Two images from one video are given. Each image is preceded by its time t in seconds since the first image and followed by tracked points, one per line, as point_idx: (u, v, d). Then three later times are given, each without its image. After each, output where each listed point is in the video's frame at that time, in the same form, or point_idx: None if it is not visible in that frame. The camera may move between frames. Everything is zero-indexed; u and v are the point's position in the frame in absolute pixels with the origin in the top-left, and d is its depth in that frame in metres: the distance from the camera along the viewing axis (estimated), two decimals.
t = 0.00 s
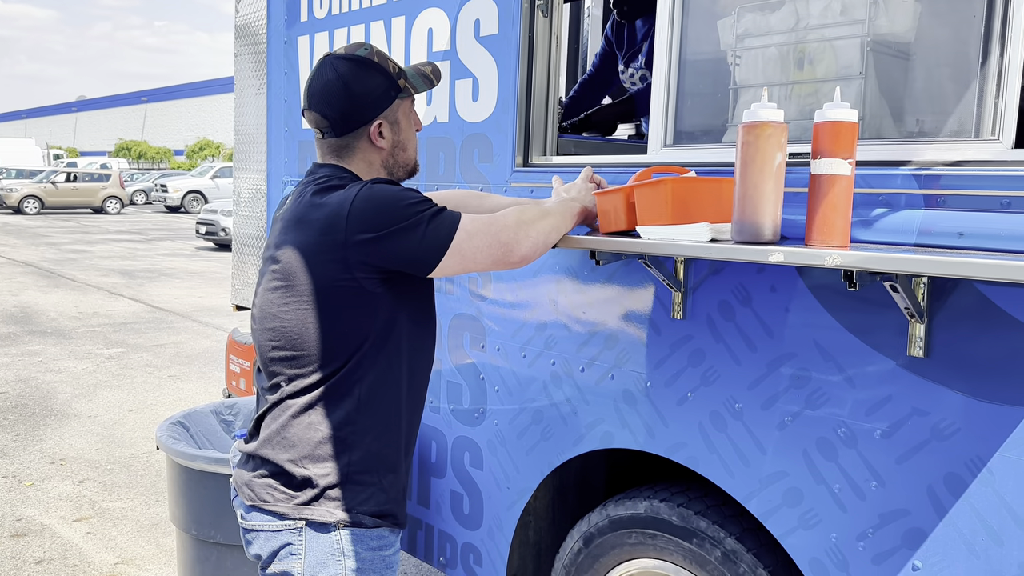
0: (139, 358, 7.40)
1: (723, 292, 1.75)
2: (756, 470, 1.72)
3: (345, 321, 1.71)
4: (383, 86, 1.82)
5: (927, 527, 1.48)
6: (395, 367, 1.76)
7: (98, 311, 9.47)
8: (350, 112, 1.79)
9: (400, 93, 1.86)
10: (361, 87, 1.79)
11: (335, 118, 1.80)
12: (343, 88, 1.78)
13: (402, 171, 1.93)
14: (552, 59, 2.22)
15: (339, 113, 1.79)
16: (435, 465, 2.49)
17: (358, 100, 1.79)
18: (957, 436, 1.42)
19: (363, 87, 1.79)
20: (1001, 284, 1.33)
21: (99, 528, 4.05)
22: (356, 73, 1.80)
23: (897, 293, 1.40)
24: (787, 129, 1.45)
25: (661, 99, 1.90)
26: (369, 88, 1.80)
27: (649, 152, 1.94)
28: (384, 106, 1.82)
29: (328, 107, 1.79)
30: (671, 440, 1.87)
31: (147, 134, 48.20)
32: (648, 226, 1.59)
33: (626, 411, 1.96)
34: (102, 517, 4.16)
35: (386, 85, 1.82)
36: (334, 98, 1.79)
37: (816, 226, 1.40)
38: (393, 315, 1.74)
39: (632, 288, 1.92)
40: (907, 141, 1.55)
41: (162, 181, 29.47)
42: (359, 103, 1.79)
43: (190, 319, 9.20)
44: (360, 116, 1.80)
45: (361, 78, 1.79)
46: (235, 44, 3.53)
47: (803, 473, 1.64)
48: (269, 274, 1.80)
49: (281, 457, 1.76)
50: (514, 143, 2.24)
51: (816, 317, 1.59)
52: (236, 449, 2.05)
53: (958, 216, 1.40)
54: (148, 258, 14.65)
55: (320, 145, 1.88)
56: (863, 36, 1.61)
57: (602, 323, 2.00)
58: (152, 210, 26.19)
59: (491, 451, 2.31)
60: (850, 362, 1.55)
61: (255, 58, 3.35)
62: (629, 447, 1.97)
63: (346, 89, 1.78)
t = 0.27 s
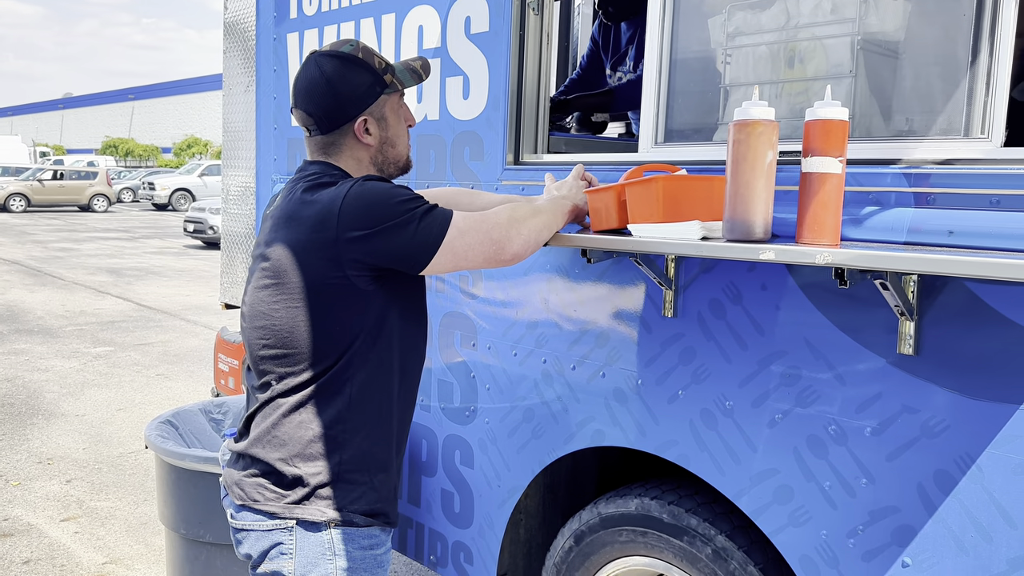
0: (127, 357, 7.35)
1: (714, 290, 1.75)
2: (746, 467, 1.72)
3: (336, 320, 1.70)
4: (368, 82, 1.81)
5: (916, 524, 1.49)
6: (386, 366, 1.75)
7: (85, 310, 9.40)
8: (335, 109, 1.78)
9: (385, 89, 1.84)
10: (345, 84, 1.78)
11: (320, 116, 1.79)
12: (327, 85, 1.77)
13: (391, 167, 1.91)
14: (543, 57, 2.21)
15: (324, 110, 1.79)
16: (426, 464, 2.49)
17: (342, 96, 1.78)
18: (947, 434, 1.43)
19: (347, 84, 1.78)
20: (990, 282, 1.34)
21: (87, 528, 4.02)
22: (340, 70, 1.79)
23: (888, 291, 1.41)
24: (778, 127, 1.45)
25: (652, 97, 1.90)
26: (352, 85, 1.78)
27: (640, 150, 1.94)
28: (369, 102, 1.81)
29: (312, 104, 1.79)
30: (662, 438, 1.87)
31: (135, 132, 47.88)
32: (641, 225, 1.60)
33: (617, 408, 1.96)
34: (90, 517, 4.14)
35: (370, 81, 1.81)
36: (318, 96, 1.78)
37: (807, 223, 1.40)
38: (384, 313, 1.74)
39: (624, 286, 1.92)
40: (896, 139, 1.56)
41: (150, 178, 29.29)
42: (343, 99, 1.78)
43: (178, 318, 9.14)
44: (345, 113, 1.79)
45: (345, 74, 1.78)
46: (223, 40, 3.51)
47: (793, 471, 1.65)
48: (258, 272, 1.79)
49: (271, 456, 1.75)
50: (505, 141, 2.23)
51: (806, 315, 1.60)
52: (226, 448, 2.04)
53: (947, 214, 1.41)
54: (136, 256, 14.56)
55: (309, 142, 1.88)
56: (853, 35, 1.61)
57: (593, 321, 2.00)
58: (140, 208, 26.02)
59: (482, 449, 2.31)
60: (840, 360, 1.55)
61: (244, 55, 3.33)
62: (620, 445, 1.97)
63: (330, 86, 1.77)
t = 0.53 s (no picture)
0: (119, 356, 7.32)
1: (707, 289, 1.75)
2: (739, 466, 1.73)
3: (329, 319, 1.70)
4: (362, 80, 1.80)
5: (909, 521, 1.49)
6: (379, 365, 1.75)
7: (77, 309, 9.36)
8: (328, 108, 1.78)
9: (378, 87, 1.84)
10: (338, 82, 1.77)
11: (313, 114, 1.79)
12: (320, 83, 1.76)
13: (384, 165, 1.92)
14: (536, 56, 2.21)
15: (318, 109, 1.78)
16: (419, 463, 2.48)
17: (335, 95, 1.77)
18: (939, 432, 1.44)
19: (340, 82, 1.77)
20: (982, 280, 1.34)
21: (79, 528, 4.00)
22: (333, 68, 1.78)
23: (880, 289, 1.41)
24: (771, 125, 1.44)
25: (645, 95, 1.90)
26: (345, 83, 1.78)
27: (634, 149, 1.93)
28: (362, 101, 1.81)
29: (305, 103, 1.78)
30: (655, 437, 1.87)
31: (127, 130, 47.67)
32: (634, 223, 1.60)
33: (611, 407, 1.96)
34: (82, 517, 4.11)
35: (363, 79, 1.81)
36: (311, 94, 1.77)
37: (799, 222, 1.41)
38: (377, 312, 1.73)
39: (617, 284, 1.92)
40: (889, 138, 1.56)
41: (142, 177, 29.17)
42: (336, 98, 1.77)
43: (170, 317, 9.11)
44: (338, 111, 1.79)
45: (338, 72, 1.77)
46: (215, 38, 3.49)
47: (786, 469, 1.65)
48: (251, 271, 1.78)
49: (263, 456, 1.74)
50: (499, 139, 2.23)
51: (799, 314, 1.60)
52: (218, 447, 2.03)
53: (940, 213, 1.41)
54: (128, 255, 14.50)
55: (301, 140, 1.87)
56: (846, 34, 1.61)
57: (586, 320, 2.00)
58: (132, 207, 25.91)
59: (475, 448, 2.30)
60: (832, 358, 1.56)
61: (236, 54, 3.31)
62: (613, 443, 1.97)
63: (323, 84, 1.76)
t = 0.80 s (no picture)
0: (115, 357, 7.30)
1: (702, 289, 1.75)
2: (734, 465, 1.73)
3: (324, 320, 1.69)
4: (365, 83, 1.80)
5: (903, 521, 1.50)
6: (374, 366, 1.74)
7: (72, 309, 9.34)
8: (331, 109, 1.77)
9: (380, 89, 1.84)
10: (342, 84, 1.77)
11: (316, 116, 1.77)
12: (324, 85, 1.75)
13: (382, 167, 1.92)
14: (531, 55, 2.21)
15: (320, 111, 1.77)
16: (415, 463, 2.48)
17: (339, 97, 1.77)
18: (933, 431, 1.44)
19: (345, 84, 1.77)
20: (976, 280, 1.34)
21: (74, 529, 3.99)
22: (336, 69, 1.77)
23: (874, 289, 1.42)
24: (765, 125, 1.45)
25: (640, 95, 1.90)
26: (350, 85, 1.77)
27: (629, 149, 1.93)
28: (365, 103, 1.81)
29: (308, 104, 1.77)
30: (650, 436, 1.87)
31: (122, 129, 47.55)
32: (628, 222, 1.59)
33: (606, 407, 1.96)
34: (77, 517, 4.10)
35: (367, 81, 1.81)
36: (314, 96, 1.76)
37: (793, 221, 1.40)
38: (372, 314, 1.73)
39: (612, 284, 1.92)
40: (883, 138, 1.56)
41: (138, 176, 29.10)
42: (340, 100, 1.77)
43: (166, 317, 9.09)
44: (341, 113, 1.78)
45: (342, 74, 1.77)
46: (210, 37, 3.48)
47: (781, 469, 1.65)
48: (245, 271, 1.77)
49: (258, 457, 1.74)
50: (494, 139, 2.22)
51: (794, 314, 1.60)
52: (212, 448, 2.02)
53: (934, 212, 1.41)
54: (123, 255, 14.46)
55: (298, 140, 1.86)
56: (840, 33, 1.62)
57: (581, 320, 2.00)
58: (127, 207, 25.85)
59: (470, 448, 2.30)
60: (827, 357, 1.56)
61: (231, 53, 3.31)
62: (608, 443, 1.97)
63: (327, 86, 1.76)
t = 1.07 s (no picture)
0: (113, 357, 7.30)
1: (698, 289, 1.75)
2: (731, 466, 1.73)
3: (321, 323, 1.69)
4: (366, 85, 1.80)
5: (899, 521, 1.50)
6: (372, 368, 1.74)
7: (71, 310, 9.33)
8: (332, 111, 1.77)
9: (381, 92, 1.84)
10: (344, 86, 1.77)
11: (317, 117, 1.77)
12: (325, 86, 1.75)
13: (381, 170, 1.92)
14: (528, 56, 2.21)
15: (321, 112, 1.77)
16: (412, 464, 2.47)
17: (340, 99, 1.76)
18: (929, 431, 1.44)
19: (346, 86, 1.77)
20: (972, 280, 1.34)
21: (72, 530, 3.98)
22: (338, 71, 1.77)
23: (869, 289, 1.42)
24: (761, 125, 1.45)
25: (637, 95, 1.90)
26: (351, 88, 1.77)
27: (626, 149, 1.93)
28: (366, 106, 1.81)
29: (309, 105, 1.77)
30: (647, 437, 1.87)
31: (121, 130, 47.51)
32: (625, 223, 1.59)
33: (603, 407, 1.96)
34: (75, 518, 4.10)
35: (369, 84, 1.81)
36: (316, 97, 1.76)
37: (789, 222, 1.41)
38: (369, 315, 1.73)
39: (609, 284, 1.92)
40: (879, 138, 1.56)
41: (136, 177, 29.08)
42: (341, 102, 1.77)
43: (165, 317, 9.09)
44: (342, 115, 1.78)
45: (344, 76, 1.77)
46: (208, 38, 3.48)
47: (778, 469, 1.65)
48: (242, 273, 1.77)
49: (255, 459, 1.74)
50: (491, 139, 2.22)
51: (791, 314, 1.60)
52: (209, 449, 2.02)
53: (930, 212, 1.41)
54: (121, 255, 14.46)
55: (298, 141, 1.85)
56: (836, 34, 1.62)
57: (578, 320, 2.00)
58: (126, 207, 25.82)
59: (468, 449, 2.30)
60: (823, 357, 1.56)
61: (229, 54, 3.31)
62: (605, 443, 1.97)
63: (328, 87, 1.75)
